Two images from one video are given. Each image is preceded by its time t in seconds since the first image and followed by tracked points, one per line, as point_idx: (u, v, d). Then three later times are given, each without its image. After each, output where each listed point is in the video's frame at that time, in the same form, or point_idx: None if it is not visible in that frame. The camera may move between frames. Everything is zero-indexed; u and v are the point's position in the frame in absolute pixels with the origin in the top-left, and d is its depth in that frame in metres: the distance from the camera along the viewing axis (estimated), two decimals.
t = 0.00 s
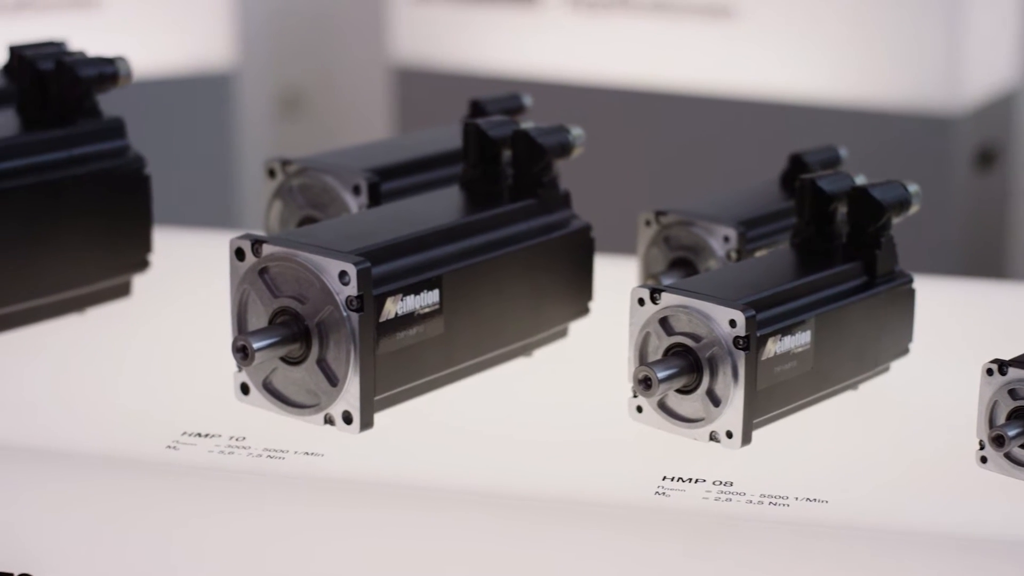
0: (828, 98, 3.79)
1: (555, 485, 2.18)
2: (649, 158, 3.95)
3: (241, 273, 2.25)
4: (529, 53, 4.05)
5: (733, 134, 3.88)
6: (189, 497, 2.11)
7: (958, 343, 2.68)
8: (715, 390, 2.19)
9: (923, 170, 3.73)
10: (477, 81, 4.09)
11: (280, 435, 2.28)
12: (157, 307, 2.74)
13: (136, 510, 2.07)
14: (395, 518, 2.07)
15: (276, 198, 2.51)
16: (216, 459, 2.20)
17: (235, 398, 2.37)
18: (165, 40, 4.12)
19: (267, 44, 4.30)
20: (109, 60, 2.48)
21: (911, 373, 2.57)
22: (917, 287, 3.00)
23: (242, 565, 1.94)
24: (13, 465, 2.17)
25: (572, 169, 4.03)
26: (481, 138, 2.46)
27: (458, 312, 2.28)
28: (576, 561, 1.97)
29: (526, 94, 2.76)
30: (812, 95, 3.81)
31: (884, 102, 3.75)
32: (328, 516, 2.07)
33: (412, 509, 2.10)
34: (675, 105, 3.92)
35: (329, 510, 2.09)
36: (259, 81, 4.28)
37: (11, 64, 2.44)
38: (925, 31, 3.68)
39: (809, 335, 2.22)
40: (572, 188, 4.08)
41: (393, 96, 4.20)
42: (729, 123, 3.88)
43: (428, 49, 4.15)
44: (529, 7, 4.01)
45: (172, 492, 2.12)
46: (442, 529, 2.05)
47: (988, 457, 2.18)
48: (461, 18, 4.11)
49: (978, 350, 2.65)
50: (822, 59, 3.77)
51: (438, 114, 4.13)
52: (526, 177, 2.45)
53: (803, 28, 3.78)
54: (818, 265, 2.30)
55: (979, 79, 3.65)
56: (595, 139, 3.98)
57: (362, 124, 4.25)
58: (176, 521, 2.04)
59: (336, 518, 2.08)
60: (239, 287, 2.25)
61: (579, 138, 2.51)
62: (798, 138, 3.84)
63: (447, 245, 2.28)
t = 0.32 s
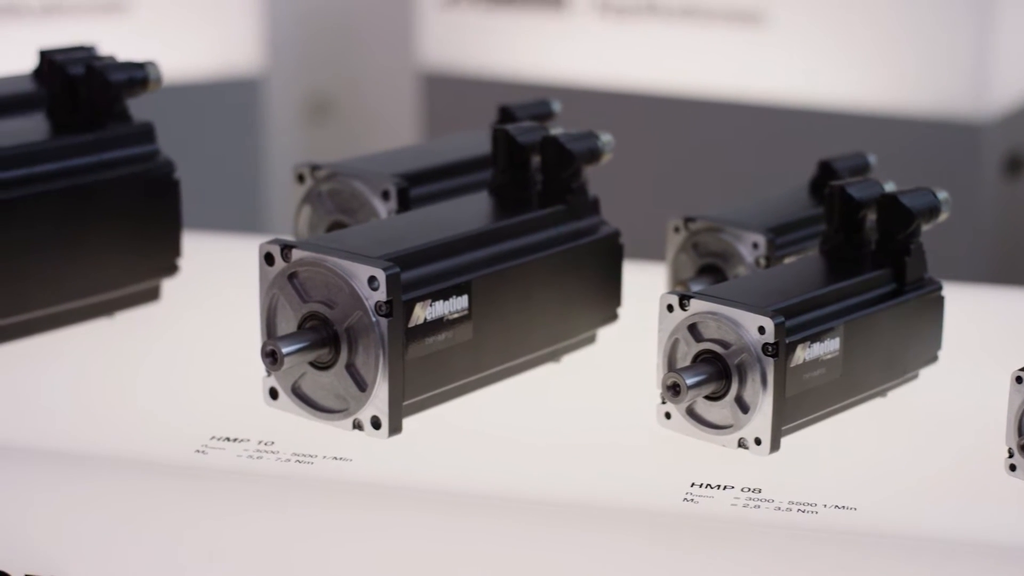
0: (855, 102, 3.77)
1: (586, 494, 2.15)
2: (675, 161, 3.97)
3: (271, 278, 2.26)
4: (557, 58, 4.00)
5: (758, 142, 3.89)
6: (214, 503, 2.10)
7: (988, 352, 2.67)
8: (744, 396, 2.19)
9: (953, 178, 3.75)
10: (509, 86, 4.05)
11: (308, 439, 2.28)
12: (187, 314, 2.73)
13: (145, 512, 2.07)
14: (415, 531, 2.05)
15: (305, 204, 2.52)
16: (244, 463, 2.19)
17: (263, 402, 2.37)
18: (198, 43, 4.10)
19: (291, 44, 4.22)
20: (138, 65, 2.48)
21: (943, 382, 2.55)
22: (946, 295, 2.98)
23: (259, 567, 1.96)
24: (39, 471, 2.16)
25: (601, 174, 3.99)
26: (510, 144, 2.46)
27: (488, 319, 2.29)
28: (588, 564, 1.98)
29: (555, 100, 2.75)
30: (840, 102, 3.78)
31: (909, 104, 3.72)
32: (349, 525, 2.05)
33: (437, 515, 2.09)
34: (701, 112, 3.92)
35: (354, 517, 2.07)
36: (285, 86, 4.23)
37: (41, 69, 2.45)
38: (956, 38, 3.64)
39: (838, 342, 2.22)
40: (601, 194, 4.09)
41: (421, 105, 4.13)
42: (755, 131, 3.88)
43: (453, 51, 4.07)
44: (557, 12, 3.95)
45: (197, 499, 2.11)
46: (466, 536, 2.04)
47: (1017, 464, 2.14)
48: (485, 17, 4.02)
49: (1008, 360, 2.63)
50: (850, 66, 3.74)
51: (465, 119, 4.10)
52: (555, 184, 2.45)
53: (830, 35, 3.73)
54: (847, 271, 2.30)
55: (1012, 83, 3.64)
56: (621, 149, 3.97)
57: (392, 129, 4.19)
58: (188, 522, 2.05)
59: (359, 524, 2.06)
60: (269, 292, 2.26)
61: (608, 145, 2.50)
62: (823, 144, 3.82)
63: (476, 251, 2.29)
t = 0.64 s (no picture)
0: (883, 113, 3.95)
1: (615, 500, 2.15)
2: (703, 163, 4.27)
3: (299, 284, 2.26)
4: (578, 67, 4.34)
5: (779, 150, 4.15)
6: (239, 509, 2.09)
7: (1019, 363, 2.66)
8: (773, 405, 2.19)
9: (981, 181, 3.88)
10: (541, 94, 4.39)
11: (338, 445, 2.28)
12: (221, 316, 2.76)
13: (147, 515, 2.07)
14: (443, 539, 2.03)
15: (334, 210, 2.53)
16: (274, 469, 2.19)
17: (290, 408, 2.37)
18: (230, 52, 4.38)
19: (322, 56, 4.63)
20: (169, 72, 2.50)
21: (972, 391, 2.55)
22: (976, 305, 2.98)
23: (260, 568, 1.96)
24: (70, 475, 2.17)
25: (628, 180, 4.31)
26: (539, 151, 2.47)
27: (516, 325, 2.29)
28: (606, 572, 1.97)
29: (583, 108, 2.75)
30: (868, 111, 3.97)
31: (939, 116, 3.87)
32: (375, 533, 2.04)
33: (463, 522, 2.08)
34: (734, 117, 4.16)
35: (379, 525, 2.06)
36: (316, 95, 4.63)
37: (73, 75, 2.48)
38: (979, 52, 3.78)
39: (867, 350, 2.22)
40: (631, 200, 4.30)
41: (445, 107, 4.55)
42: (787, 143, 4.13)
43: (488, 63, 4.44)
44: (585, 22, 4.25)
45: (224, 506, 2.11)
46: (491, 544, 2.03)
47: None
48: (524, 35, 4.38)
49: None
50: (874, 76, 3.93)
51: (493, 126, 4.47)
52: (584, 191, 2.45)
53: (858, 46, 3.91)
54: (875, 280, 2.30)
55: None
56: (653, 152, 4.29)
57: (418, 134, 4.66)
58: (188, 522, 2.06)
59: (384, 531, 2.05)
60: (297, 298, 2.27)
61: (637, 152, 2.51)
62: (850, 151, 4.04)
63: (505, 258, 2.29)
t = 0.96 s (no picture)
0: (909, 122, 4.01)
1: (644, 505, 2.12)
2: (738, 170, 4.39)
3: (329, 292, 2.27)
4: (608, 75, 4.52)
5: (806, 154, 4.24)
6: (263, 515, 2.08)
7: None
8: (803, 414, 2.18)
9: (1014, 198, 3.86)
10: (571, 102, 4.60)
11: (368, 452, 2.27)
12: (253, 322, 2.76)
13: (168, 518, 2.13)
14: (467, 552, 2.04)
15: (365, 218, 2.55)
16: (301, 476, 2.18)
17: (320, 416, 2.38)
18: (262, 55, 4.57)
19: (354, 65, 4.97)
20: (200, 79, 2.59)
21: (1007, 403, 2.53)
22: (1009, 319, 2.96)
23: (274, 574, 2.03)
24: (100, 477, 2.17)
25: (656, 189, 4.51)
26: (569, 160, 2.48)
27: (546, 333, 2.30)
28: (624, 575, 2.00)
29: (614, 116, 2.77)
30: (893, 120, 4.04)
31: (968, 125, 3.88)
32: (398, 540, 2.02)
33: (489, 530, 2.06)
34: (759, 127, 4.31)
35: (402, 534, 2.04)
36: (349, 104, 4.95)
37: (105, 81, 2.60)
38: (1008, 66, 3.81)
39: (897, 360, 2.22)
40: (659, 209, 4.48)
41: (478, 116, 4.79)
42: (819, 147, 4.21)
43: (522, 73, 4.67)
44: (615, 31, 4.44)
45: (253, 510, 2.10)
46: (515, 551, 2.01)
47: None
48: (555, 44, 4.60)
49: None
50: (900, 85, 3.99)
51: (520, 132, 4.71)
52: (614, 200, 2.45)
53: (885, 53, 3.99)
54: (906, 289, 2.30)
55: None
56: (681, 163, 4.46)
57: (446, 144, 5.01)
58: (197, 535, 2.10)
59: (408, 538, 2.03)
60: (327, 306, 2.27)
61: (667, 161, 2.51)
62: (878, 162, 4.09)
63: (536, 266, 2.30)
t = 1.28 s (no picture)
0: (940, 131, 4.02)
1: (674, 513, 2.12)
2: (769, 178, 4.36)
3: (360, 298, 2.27)
4: (637, 84, 4.53)
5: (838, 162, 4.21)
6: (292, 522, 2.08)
7: None
8: (833, 423, 2.18)
9: None
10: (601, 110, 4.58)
11: (399, 459, 2.27)
12: (282, 328, 2.77)
13: (186, 524, 2.14)
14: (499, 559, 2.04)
15: (396, 225, 2.57)
16: (332, 481, 2.18)
17: (350, 423, 2.38)
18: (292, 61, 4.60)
19: (384, 73, 4.88)
20: (232, 86, 2.63)
21: None
22: None
23: None
24: (131, 481, 2.17)
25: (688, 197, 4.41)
26: (601, 168, 2.48)
27: (576, 341, 2.30)
28: None
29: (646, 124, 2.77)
30: (921, 128, 4.07)
31: (1002, 132, 3.84)
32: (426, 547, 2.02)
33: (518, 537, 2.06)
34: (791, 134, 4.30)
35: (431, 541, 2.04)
36: (376, 113, 4.86)
37: (138, 88, 2.62)
38: None
39: (928, 369, 2.22)
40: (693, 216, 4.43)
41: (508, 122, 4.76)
42: (851, 154, 4.19)
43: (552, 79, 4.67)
44: (648, 38, 4.44)
45: (282, 515, 2.10)
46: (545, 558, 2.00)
47: None
48: (584, 52, 4.60)
49: None
50: (929, 93, 4.02)
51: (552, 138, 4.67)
52: (645, 209, 2.46)
53: (909, 60, 4.03)
54: (937, 298, 2.30)
55: None
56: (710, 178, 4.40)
57: (475, 153, 4.92)
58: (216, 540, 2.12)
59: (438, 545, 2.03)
60: (358, 312, 2.28)
61: (699, 170, 2.51)
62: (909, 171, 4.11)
63: (567, 274, 2.30)
